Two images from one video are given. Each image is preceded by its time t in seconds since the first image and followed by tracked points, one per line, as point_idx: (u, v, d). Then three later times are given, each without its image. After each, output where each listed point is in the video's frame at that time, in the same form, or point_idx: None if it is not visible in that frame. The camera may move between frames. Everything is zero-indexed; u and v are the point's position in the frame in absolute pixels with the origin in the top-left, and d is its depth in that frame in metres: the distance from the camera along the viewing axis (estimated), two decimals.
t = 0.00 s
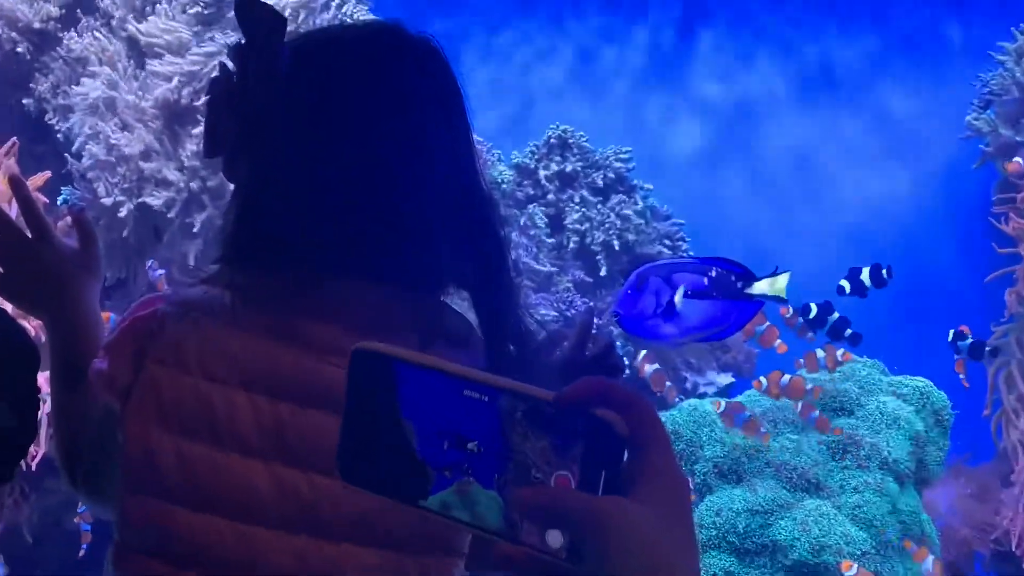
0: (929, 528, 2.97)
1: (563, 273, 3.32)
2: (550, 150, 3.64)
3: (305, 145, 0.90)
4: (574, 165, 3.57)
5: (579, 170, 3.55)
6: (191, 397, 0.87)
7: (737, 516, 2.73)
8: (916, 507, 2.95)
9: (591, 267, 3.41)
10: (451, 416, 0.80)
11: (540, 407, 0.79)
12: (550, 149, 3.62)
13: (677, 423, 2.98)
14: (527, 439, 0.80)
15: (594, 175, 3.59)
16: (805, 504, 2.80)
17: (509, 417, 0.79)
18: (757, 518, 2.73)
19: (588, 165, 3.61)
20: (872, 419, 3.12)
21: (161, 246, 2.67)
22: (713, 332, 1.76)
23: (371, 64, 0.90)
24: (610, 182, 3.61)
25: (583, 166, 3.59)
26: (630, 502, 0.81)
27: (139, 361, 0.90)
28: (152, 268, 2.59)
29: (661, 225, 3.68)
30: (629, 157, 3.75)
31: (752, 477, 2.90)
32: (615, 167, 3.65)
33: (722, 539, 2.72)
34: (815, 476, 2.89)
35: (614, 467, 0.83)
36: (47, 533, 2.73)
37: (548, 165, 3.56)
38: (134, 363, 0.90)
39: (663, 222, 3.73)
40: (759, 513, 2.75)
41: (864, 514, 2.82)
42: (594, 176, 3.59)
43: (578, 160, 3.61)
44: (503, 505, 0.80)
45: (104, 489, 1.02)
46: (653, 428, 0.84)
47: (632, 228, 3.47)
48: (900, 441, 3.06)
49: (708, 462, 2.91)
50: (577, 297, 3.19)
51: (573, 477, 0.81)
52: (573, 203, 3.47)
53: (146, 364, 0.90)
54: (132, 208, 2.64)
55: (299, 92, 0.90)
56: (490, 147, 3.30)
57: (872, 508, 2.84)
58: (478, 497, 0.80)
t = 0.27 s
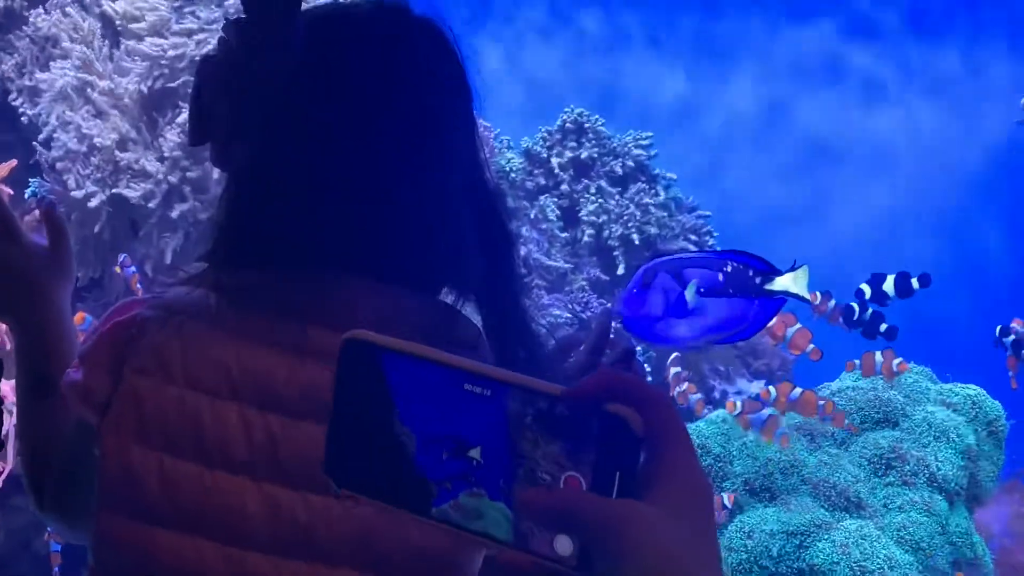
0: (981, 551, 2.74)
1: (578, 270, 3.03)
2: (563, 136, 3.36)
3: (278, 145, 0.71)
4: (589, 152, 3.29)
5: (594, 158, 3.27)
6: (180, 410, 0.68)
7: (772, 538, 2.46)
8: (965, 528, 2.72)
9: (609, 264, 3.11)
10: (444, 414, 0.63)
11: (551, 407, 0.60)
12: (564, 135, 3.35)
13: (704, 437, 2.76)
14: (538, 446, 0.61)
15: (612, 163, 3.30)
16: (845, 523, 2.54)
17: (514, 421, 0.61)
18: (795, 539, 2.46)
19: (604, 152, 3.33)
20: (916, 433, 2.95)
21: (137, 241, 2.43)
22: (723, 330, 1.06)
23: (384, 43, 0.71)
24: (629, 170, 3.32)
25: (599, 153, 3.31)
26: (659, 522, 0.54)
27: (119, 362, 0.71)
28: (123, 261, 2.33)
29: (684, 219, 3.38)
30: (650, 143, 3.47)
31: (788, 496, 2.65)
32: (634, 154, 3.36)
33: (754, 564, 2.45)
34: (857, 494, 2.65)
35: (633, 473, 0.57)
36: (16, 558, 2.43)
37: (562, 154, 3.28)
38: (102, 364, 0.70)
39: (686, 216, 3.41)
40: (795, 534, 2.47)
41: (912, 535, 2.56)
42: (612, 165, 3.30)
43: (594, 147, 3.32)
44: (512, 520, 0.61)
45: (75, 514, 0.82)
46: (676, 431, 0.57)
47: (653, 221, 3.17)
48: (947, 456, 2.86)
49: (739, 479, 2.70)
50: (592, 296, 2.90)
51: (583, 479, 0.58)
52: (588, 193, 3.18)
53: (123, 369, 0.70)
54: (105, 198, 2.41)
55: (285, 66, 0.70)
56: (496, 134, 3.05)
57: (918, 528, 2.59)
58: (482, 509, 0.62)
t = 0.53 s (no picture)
0: (1019, 556, 2.62)
1: (596, 261, 2.94)
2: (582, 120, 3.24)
3: (273, 155, 0.65)
4: (610, 137, 3.17)
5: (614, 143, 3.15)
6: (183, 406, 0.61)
7: (801, 542, 2.33)
8: (1003, 529, 2.62)
9: (627, 255, 3.02)
10: (431, 392, 0.59)
11: (548, 383, 0.57)
12: (582, 119, 3.23)
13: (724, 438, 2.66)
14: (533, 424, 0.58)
15: (633, 148, 3.18)
16: (877, 526, 2.42)
17: (509, 399, 0.58)
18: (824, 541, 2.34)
19: (624, 138, 3.20)
20: (950, 432, 2.86)
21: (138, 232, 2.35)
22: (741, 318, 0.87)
23: (368, 28, 0.64)
24: (650, 155, 3.20)
25: (619, 138, 3.18)
26: (660, 498, 0.54)
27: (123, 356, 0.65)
28: (121, 250, 2.27)
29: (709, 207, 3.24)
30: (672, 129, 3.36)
31: (816, 498, 2.53)
32: (656, 140, 3.24)
33: (781, 570, 2.31)
34: (889, 496, 2.53)
35: (624, 449, 0.58)
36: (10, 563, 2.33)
37: (579, 140, 3.17)
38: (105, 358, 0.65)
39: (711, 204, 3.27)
40: (825, 537, 2.35)
41: (950, 541, 2.45)
42: (633, 149, 3.18)
43: (615, 132, 3.20)
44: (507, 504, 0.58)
45: (81, 512, 0.79)
46: (665, 404, 0.58)
47: (676, 210, 3.04)
48: (982, 456, 2.78)
49: (765, 481, 2.58)
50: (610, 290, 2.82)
51: (573, 455, 0.57)
52: (607, 182, 3.07)
53: (131, 364, 0.63)
54: (102, 187, 2.32)
55: (267, 76, 0.65)
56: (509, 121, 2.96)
57: (954, 531, 2.48)
58: (473, 491, 0.58)
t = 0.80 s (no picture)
0: None
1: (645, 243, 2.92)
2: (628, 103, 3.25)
3: (298, 121, 0.67)
4: (656, 119, 3.18)
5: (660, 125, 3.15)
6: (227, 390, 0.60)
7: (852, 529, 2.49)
8: None
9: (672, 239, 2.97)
10: (448, 366, 0.56)
11: (563, 351, 0.55)
12: (628, 102, 3.23)
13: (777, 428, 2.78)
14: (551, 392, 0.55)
15: (679, 131, 3.19)
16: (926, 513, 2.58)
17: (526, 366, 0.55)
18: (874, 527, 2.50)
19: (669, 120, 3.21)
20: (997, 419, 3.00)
21: (184, 216, 2.34)
22: (793, 313, 0.77)
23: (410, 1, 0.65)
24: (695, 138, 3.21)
25: (666, 120, 3.19)
26: (662, 460, 0.53)
27: (170, 346, 0.63)
28: (162, 233, 2.31)
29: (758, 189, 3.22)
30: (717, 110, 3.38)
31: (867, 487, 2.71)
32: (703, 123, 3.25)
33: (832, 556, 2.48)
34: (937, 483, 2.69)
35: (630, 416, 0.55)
36: (63, 548, 2.37)
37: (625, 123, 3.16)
38: (159, 349, 0.63)
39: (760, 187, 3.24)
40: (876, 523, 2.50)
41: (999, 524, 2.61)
42: (679, 132, 3.18)
43: (660, 114, 3.21)
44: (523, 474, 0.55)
45: (129, 500, 0.80)
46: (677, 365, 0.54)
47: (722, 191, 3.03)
48: None
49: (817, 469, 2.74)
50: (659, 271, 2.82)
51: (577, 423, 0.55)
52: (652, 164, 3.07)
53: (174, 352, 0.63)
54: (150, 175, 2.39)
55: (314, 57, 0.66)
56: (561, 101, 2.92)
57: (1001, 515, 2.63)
58: (489, 460, 0.56)
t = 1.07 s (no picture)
0: None
1: (658, 235, 2.92)
2: (642, 94, 3.24)
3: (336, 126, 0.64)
4: (672, 111, 3.17)
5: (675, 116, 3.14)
6: (232, 380, 0.62)
7: (869, 520, 2.49)
8: None
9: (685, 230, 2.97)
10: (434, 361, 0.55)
11: (552, 346, 0.53)
12: (642, 94, 3.22)
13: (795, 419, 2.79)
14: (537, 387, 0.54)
15: (694, 122, 3.16)
16: (944, 502, 2.59)
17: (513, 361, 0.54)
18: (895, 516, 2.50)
19: (685, 111, 3.18)
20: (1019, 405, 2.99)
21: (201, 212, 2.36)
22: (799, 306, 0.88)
23: None
24: (711, 128, 3.19)
25: (681, 112, 3.17)
26: (649, 454, 0.50)
27: (174, 340, 0.64)
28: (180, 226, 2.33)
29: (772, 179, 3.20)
30: (733, 101, 3.33)
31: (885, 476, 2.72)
32: (717, 113, 3.23)
33: (850, 547, 2.50)
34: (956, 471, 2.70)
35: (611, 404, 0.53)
36: (85, 545, 2.34)
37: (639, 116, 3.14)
38: (167, 342, 0.64)
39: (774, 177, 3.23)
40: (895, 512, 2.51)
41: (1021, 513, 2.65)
42: (694, 123, 3.16)
43: (676, 106, 3.18)
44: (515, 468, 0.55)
45: (141, 495, 0.76)
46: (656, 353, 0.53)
47: (736, 181, 3.01)
48: None
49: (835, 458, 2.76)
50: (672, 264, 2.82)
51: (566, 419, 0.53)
52: (667, 155, 3.04)
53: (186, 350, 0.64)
54: (165, 171, 2.39)
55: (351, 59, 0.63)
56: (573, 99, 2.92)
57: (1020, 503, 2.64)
58: (480, 456, 0.56)
